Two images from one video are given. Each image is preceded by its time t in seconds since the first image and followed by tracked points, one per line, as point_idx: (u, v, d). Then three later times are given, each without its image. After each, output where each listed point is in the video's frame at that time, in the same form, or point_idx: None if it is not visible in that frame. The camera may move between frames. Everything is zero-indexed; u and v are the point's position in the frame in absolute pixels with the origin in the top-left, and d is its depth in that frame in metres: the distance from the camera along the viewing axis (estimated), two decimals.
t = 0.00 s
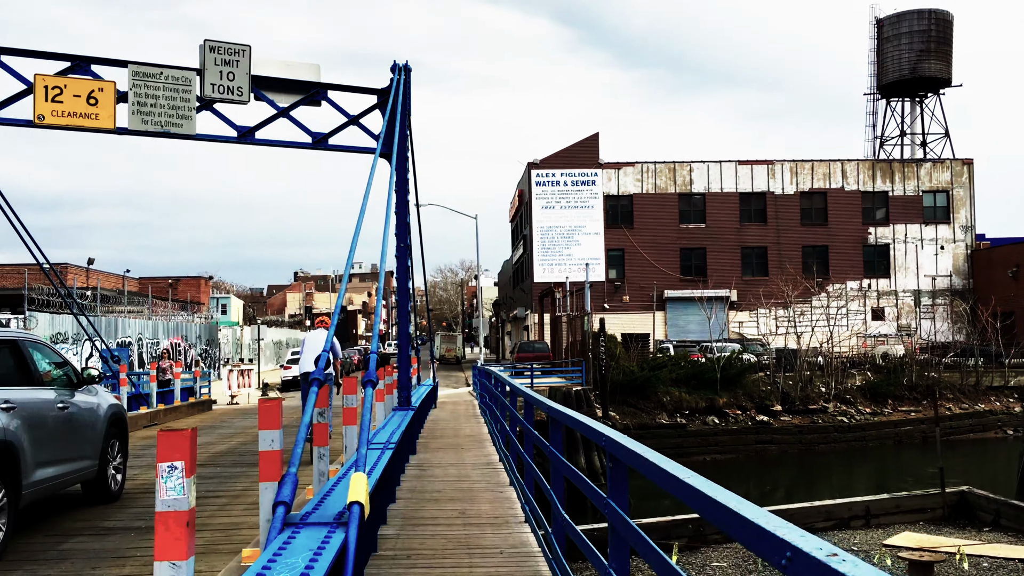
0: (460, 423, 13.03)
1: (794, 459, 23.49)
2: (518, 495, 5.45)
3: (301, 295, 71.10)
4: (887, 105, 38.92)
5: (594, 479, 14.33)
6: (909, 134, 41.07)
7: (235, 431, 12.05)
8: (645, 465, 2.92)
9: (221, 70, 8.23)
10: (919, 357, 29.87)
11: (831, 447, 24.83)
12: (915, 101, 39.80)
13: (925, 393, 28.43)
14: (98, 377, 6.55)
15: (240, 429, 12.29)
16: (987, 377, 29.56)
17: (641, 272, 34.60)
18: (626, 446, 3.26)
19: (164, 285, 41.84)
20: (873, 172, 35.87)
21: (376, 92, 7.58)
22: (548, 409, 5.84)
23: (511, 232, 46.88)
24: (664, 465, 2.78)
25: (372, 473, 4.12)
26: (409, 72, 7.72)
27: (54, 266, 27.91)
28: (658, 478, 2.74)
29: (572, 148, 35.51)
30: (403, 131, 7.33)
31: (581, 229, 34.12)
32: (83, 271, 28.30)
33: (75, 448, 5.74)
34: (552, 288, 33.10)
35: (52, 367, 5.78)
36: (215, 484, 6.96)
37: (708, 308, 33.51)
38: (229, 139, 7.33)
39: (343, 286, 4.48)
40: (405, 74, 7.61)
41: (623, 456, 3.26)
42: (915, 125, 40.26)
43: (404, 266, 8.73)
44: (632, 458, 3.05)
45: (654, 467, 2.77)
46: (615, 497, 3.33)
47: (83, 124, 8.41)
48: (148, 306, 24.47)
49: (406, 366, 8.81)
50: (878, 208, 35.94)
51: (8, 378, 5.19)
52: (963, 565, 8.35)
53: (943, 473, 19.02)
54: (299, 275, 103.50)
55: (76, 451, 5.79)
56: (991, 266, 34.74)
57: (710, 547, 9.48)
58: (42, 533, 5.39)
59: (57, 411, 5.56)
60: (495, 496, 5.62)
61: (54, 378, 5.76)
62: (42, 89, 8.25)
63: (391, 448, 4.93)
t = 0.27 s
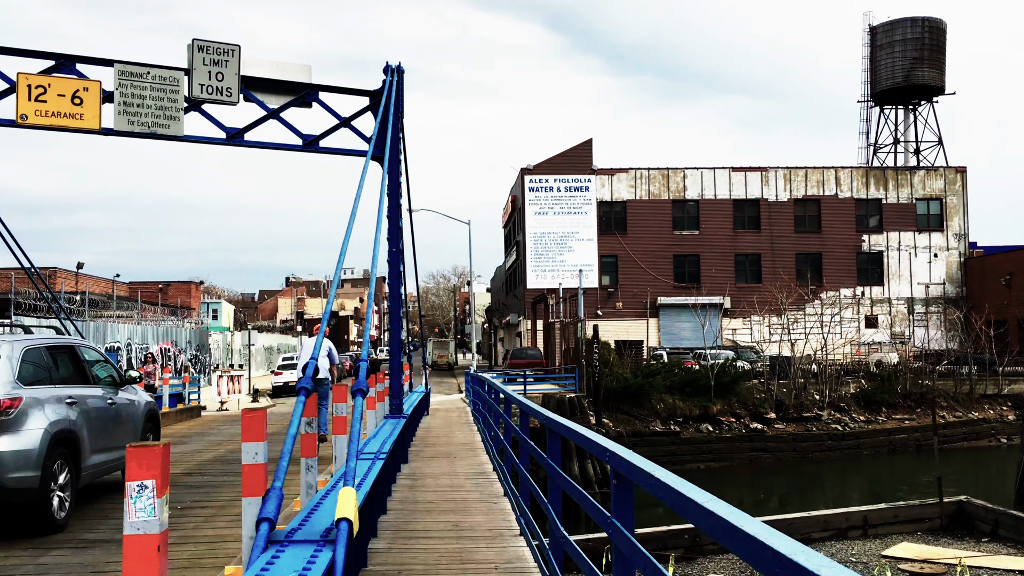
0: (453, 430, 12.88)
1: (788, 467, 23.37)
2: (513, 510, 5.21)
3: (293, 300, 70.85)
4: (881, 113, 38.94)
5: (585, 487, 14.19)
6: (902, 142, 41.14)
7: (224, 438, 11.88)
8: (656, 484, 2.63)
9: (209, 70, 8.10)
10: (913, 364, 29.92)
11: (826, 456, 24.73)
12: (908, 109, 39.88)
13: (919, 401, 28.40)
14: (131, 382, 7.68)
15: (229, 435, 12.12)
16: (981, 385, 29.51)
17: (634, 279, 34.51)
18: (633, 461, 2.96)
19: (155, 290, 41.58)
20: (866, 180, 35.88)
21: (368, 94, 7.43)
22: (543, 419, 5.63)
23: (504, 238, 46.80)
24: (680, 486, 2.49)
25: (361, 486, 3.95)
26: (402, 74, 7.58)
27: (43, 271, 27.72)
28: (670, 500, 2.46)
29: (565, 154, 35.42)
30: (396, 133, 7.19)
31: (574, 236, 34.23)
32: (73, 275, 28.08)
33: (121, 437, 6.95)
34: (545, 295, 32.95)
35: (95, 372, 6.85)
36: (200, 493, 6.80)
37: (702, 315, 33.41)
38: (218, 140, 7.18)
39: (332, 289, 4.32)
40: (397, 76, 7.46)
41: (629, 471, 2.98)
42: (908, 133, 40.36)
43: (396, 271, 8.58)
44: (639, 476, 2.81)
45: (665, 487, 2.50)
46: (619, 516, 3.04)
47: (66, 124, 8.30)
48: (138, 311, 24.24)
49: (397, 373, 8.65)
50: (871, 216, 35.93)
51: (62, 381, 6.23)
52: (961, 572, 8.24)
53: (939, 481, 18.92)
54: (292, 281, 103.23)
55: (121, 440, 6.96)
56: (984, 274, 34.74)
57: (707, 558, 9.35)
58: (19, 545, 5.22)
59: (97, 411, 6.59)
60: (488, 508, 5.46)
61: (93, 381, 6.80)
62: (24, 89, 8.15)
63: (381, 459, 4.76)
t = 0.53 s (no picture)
0: (446, 434, 12.74)
1: (783, 472, 23.31)
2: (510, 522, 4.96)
3: (287, 303, 70.63)
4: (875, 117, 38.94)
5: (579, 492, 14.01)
6: (897, 147, 41.18)
7: (212, 442, 11.71)
8: (664, 497, 2.33)
9: (199, 66, 8.02)
10: (907, 369, 29.92)
11: (820, 460, 24.65)
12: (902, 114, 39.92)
13: (913, 406, 28.36)
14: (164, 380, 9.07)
15: (218, 439, 11.96)
16: (975, 390, 29.45)
17: (628, 282, 34.40)
18: (639, 471, 2.66)
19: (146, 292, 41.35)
20: (861, 184, 35.87)
21: (361, 92, 7.31)
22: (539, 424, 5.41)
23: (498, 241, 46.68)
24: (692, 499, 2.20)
25: (350, 493, 3.79)
26: (395, 71, 7.46)
27: (32, 272, 27.51)
28: (680, 515, 2.17)
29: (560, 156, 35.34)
30: (389, 131, 7.07)
31: (568, 239, 34.21)
32: (63, 277, 27.88)
33: (154, 428, 8.23)
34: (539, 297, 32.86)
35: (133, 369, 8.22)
36: (186, 498, 6.66)
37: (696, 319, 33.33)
38: (207, 138, 7.03)
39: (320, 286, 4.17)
40: (390, 73, 7.34)
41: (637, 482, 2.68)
42: (902, 138, 40.42)
43: (388, 271, 8.44)
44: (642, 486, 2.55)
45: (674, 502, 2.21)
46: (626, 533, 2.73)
47: (52, 121, 8.17)
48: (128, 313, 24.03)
49: (390, 376, 8.52)
50: (865, 220, 35.91)
51: (107, 375, 7.58)
52: None
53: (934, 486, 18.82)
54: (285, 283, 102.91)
55: (155, 431, 8.26)
56: (978, 279, 34.75)
57: (704, 565, 9.21)
58: None
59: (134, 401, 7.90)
60: (482, 514, 5.34)
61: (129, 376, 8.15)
62: (9, 84, 8.04)
63: (373, 464, 4.63)
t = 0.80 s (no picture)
0: (439, 435, 12.62)
1: (777, 473, 23.28)
2: (505, 530, 4.79)
3: (279, 302, 70.41)
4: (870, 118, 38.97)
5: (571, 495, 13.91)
6: (891, 148, 41.24)
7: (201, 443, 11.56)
8: (679, 518, 2.13)
9: (188, 60, 7.91)
10: (900, 370, 29.94)
11: (813, 461, 24.63)
12: (896, 115, 39.99)
13: (907, 408, 28.37)
14: (186, 374, 9.45)
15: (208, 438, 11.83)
16: (969, 391, 29.47)
17: (622, 282, 34.33)
18: (646, 484, 2.45)
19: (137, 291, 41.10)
20: (855, 186, 35.88)
21: (354, 88, 7.19)
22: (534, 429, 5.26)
23: (492, 240, 46.59)
24: (712, 521, 2.00)
25: (340, 500, 3.65)
26: (389, 68, 7.34)
27: (22, 270, 27.28)
28: (699, 539, 1.97)
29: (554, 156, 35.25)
30: (383, 128, 6.94)
31: (562, 239, 34.11)
32: (53, 275, 27.68)
33: (175, 420, 8.67)
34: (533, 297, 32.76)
35: (161, 364, 8.56)
36: (172, 502, 6.52)
37: (690, 319, 33.28)
38: (196, 134, 6.89)
39: (308, 284, 4.05)
40: (384, 69, 7.22)
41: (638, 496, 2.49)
42: (896, 139, 40.50)
43: (382, 270, 8.32)
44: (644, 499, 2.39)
45: (692, 523, 2.01)
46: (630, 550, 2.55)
47: (39, 115, 8.05)
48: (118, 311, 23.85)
49: (382, 376, 8.41)
50: (860, 221, 35.92)
51: (138, 370, 7.94)
52: None
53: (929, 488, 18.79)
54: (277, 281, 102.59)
55: (176, 422, 8.70)
56: (972, 281, 34.80)
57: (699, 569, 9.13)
58: None
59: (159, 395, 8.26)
60: (475, 519, 5.22)
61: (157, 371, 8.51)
62: None
63: (364, 468, 4.49)
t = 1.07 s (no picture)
0: (428, 434, 12.53)
1: (768, 471, 23.25)
2: (495, 532, 4.69)
3: (270, 298, 70.14)
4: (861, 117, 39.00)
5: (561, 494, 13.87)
6: (882, 147, 41.30)
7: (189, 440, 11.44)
8: (689, 534, 1.99)
9: (175, 50, 7.81)
10: (891, 370, 29.98)
11: (804, 459, 24.62)
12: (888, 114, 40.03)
13: (897, 407, 28.40)
14: (203, 370, 10.89)
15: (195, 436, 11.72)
16: (959, 390, 29.47)
17: (614, 280, 34.34)
18: (651, 495, 2.32)
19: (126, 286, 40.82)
20: (846, 184, 35.89)
21: (345, 80, 7.07)
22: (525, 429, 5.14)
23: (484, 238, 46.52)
24: (725, 540, 1.87)
25: (326, 501, 3.54)
26: (380, 60, 7.24)
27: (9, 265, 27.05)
28: (713, 561, 1.83)
29: (547, 153, 35.16)
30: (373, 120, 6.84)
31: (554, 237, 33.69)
32: (41, 270, 27.47)
33: (194, 409, 10.11)
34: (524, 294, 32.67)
35: (181, 361, 9.99)
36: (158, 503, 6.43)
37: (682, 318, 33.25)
38: (183, 125, 6.77)
39: (294, 275, 3.95)
40: (375, 61, 7.10)
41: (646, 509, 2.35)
42: (888, 138, 40.58)
43: (372, 266, 8.21)
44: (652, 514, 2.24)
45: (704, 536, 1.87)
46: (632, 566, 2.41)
47: (22, 105, 7.92)
48: (106, 307, 23.66)
49: (371, 374, 8.32)
50: (851, 220, 35.92)
51: (163, 366, 9.40)
52: None
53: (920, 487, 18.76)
54: (267, 278, 102.27)
55: (196, 411, 10.16)
56: (962, 281, 34.87)
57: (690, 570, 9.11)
58: None
59: (180, 387, 9.64)
60: (464, 521, 5.12)
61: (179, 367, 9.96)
62: None
63: (351, 469, 4.39)
